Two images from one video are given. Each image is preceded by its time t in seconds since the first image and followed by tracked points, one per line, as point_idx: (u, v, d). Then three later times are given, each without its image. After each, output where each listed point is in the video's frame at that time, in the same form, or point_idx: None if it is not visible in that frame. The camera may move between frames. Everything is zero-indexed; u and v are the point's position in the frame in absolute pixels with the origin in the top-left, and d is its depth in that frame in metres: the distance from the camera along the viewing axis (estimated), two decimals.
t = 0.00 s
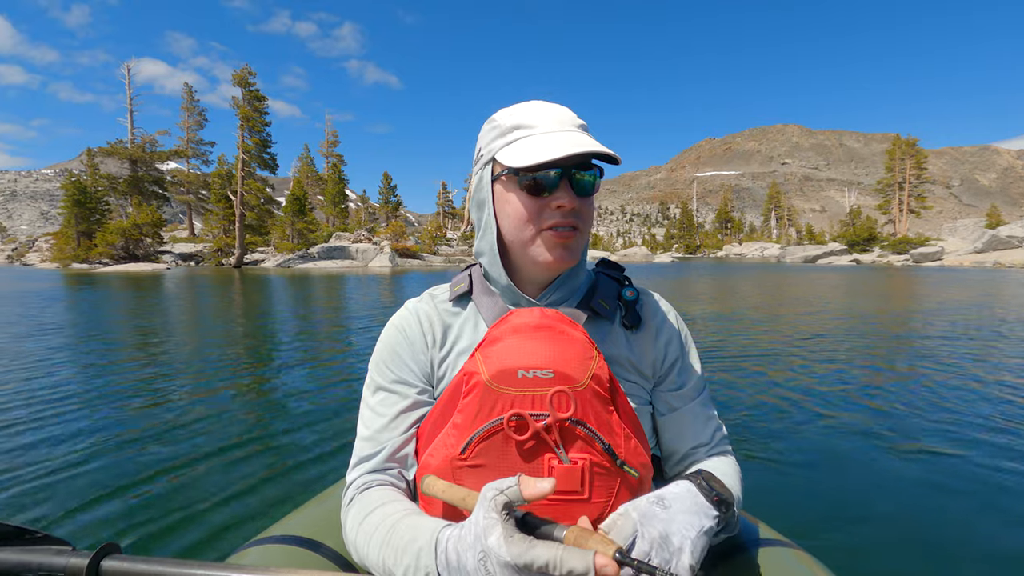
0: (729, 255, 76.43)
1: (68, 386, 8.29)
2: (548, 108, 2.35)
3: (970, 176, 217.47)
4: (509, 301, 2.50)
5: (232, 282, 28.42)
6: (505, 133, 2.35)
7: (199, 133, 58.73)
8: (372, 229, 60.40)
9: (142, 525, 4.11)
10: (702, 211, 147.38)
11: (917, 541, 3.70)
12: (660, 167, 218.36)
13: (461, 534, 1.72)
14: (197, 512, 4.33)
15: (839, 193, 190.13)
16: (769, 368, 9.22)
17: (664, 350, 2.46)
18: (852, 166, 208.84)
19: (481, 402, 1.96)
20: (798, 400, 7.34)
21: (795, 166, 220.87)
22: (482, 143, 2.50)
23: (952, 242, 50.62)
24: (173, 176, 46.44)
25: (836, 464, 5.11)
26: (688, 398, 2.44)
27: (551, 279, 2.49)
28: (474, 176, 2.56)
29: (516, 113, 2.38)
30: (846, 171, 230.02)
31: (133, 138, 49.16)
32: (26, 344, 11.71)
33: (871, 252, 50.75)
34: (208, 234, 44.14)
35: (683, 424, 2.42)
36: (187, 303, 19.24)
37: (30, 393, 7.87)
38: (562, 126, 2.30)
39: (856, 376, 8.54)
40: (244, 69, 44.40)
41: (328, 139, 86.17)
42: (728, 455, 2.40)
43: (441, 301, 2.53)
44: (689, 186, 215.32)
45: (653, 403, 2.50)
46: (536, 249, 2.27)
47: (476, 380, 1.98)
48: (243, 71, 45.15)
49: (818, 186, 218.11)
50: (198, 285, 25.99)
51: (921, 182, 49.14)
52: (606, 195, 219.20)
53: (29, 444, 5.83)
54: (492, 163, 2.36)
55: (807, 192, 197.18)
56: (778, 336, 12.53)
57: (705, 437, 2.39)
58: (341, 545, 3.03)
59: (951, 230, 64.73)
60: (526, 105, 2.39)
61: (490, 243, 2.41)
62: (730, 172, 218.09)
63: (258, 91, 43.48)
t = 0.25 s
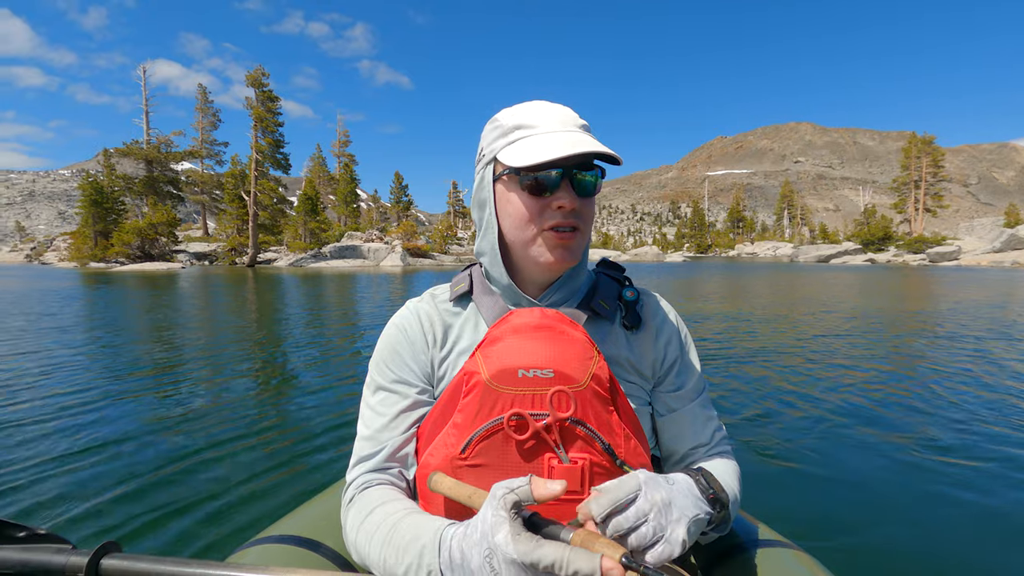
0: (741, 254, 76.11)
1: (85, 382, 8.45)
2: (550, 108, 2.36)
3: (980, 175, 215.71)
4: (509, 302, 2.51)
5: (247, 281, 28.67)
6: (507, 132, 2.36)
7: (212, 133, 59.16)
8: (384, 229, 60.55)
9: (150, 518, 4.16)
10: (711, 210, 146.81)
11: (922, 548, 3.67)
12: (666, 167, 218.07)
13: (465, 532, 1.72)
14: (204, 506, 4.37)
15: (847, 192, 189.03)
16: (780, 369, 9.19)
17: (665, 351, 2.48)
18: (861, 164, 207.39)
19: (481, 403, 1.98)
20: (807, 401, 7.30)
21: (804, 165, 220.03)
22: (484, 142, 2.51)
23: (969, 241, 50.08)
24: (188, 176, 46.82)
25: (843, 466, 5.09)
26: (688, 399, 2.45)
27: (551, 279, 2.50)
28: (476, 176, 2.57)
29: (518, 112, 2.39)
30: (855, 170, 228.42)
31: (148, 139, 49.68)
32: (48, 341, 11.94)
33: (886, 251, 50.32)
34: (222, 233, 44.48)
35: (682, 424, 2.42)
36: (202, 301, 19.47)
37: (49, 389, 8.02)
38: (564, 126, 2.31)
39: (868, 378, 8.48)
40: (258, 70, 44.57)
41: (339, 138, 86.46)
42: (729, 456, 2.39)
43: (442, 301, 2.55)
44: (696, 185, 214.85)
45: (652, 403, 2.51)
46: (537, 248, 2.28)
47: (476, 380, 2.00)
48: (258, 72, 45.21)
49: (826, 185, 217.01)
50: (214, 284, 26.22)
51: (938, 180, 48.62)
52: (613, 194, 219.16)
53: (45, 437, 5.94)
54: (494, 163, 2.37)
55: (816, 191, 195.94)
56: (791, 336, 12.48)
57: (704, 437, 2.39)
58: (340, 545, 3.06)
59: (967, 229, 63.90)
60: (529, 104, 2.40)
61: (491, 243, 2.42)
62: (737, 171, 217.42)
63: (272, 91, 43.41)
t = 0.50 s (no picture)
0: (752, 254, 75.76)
1: (100, 379, 8.56)
2: (551, 108, 2.36)
3: (989, 174, 214.04)
4: (509, 302, 2.51)
5: (260, 280, 28.83)
6: (510, 132, 2.35)
7: (225, 134, 59.54)
8: (394, 229, 60.64)
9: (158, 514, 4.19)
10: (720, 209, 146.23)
11: (928, 551, 3.64)
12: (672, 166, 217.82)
13: (462, 522, 1.73)
14: (212, 503, 4.39)
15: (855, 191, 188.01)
16: (791, 369, 9.13)
17: (665, 351, 2.48)
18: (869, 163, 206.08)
19: (480, 402, 1.98)
20: (816, 402, 7.26)
21: (812, 164, 219.19)
22: (486, 142, 2.51)
23: (986, 241, 49.53)
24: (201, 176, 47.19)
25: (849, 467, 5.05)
26: (688, 399, 2.45)
27: (552, 279, 2.49)
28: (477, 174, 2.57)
29: (520, 112, 2.38)
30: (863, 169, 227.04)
31: (163, 139, 50.12)
32: (70, 338, 12.14)
33: (900, 251, 49.87)
34: (235, 233, 44.77)
35: (681, 424, 2.42)
36: (216, 300, 19.65)
37: (67, 386, 8.15)
38: (565, 126, 2.31)
39: (880, 379, 8.41)
40: (271, 71, 44.66)
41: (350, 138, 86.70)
42: (728, 456, 2.38)
43: (442, 301, 2.55)
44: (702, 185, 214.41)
45: (652, 403, 2.50)
46: (537, 249, 2.28)
47: (476, 380, 2.01)
48: (271, 73, 45.27)
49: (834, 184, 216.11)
50: (228, 283, 26.39)
51: (954, 179, 48.12)
52: (619, 193, 219.04)
53: (59, 433, 6.02)
54: (495, 163, 2.37)
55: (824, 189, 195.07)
56: (805, 336, 12.42)
57: (704, 438, 2.39)
58: (340, 545, 3.07)
59: (984, 229, 63.15)
60: (531, 105, 2.40)
61: (491, 243, 2.41)
62: (744, 170, 216.85)
63: (284, 91, 43.44)
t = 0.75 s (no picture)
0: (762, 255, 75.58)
1: (113, 377, 8.61)
2: (552, 106, 2.32)
3: (995, 173, 213.35)
4: (509, 301, 2.48)
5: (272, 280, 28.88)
6: (509, 131, 2.32)
7: (237, 136, 59.63)
8: (405, 230, 60.54)
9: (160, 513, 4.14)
10: (727, 209, 145.97)
11: (935, 548, 3.58)
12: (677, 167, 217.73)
13: (461, 498, 1.71)
14: (214, 501, 4.34)
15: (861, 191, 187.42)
16: (804, 369, 9.07)
17: (666, 350, 2.44)
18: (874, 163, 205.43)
19: (480, 402, 1.95)
20: (827, 401, 7.19)
21: (818, 164, 218.72)
22: (486, 141, 2.47)
23: (1002, 241, 49.13)
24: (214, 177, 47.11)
25: (858, 465, 4.99)
26: (690, 398, 2.41)
27: (552, 278, 2.46)
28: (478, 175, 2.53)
29: (521, 112, 2.35)
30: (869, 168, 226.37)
31: (176, 142, 50.48)
32: (89, 337, 12.26)
33: (913, 251, 49.51)
34: (247, 234, 44.83)
35: (682, 424, 2.38)
36: (230, 300, 19.74)
37: (82, 383, 8.20)
38: (564, 126, 2.27)
39: (893, 379, 8.32)
40: (282, 73, 44.54)
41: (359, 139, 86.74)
42: (729, 454, 2.35)
43: (441, 301, 2.51)
44: (706, 185, 214.24)
45: (653, 403, 2.46)
46: (537, 249, 2.24)
47: (475, 379, 1.98)
48: (282, 75, 44.95)
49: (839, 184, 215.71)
50: (241, 284, 26.48)
51: (968, 179, 47.80)
52: (623, 194, 219.14)
53: (70, 430, 6.05)
54: (495, 162, 2.34)
55: (830, 190, 194.55)
56: (818, 336, 12.36)
57: (706, 437, 2.35)
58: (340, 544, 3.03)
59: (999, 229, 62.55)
60: (531, 104, 2.36)
61: (491, 242, 2.37)
62: (749, 170, 216.64)
63: (295, 94, 43.46)
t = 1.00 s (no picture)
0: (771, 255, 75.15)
1: (124, 375, 8.72)
2: (552, 107, 2.35)
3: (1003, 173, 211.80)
4: (510, 301, 2.50)
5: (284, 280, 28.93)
6: (510, 132, 2.34)
7: (247, 137, 60.03)
8: (413, 229, 60.61)
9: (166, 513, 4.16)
10: (734, 209, 145.64)
11: (937, 551, 3.56)
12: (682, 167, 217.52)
13: (469, 479, 1.77)
14: (218, 502, 4.37)
15: (868, 191, 186.40)
16: (812, 370, 9.05)
17: (665, 351, 2.46)
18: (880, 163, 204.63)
19: (480, 401, 1.98)
20: (834, 402, 7.17)
21: (823, 165, 218.18)
22: (488, 141, 2.49)
23: (1017, 241, 48.59)
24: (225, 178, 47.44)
25: (862, 467, 4.98)
26: (689, 399, 2.42)
27: (552, 280, 2.48)
28: (479, 174, 2.55)
29: (522, 112, 2.37)
30: (875, 168, 225.62)
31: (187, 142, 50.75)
32: (105, 336, 12.38)
33: (926, 252, 49.06)
34: (257, 234, 45.08)
35: (681, 425, 2.40)
36: (241, 299, 19.86)
37: (95, 381, 8.30)
38: (565, 127, 2.29)
39: (903, 380, 8.29)
40: (292, 74, 44.65)
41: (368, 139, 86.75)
42: (728, 454, 2.35)
43: (442, 301, 2.53)
44: (711, 186, 214.13)
45: (652, 404, 2.48)
46: (538, 250, 2.27)
47: (476, 378, 2.01)
48: (292, 75, 45.16)
49: (845, 184, 214.97)
50: (253, 284, 26.58)
51: (983, 179, 47.36)
52: (628, 194, 219.10)
53: (82, 428, 6.11)
54: (496, 162, 2.36)
55: (836, 190, 193.76)
56: (829, 336, 12.33)
57: (705, 438, 2.36)
58: (340, 544, 3.06)
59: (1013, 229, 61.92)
60: (532, 104, 2.38)
61: (492, 242, 2.39)
62: (754, 170, 216.25)
63: (306, 95, 43.49)
